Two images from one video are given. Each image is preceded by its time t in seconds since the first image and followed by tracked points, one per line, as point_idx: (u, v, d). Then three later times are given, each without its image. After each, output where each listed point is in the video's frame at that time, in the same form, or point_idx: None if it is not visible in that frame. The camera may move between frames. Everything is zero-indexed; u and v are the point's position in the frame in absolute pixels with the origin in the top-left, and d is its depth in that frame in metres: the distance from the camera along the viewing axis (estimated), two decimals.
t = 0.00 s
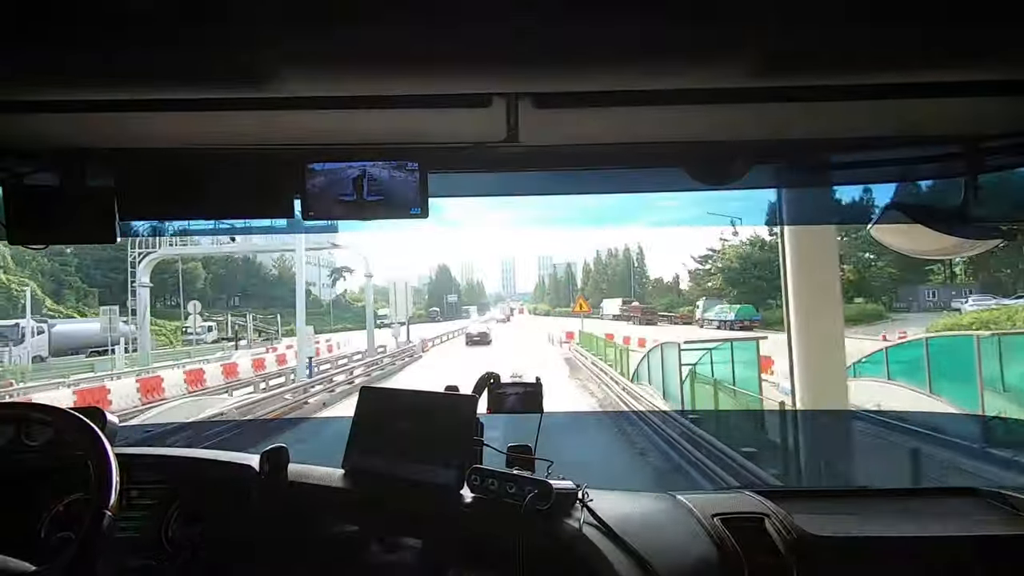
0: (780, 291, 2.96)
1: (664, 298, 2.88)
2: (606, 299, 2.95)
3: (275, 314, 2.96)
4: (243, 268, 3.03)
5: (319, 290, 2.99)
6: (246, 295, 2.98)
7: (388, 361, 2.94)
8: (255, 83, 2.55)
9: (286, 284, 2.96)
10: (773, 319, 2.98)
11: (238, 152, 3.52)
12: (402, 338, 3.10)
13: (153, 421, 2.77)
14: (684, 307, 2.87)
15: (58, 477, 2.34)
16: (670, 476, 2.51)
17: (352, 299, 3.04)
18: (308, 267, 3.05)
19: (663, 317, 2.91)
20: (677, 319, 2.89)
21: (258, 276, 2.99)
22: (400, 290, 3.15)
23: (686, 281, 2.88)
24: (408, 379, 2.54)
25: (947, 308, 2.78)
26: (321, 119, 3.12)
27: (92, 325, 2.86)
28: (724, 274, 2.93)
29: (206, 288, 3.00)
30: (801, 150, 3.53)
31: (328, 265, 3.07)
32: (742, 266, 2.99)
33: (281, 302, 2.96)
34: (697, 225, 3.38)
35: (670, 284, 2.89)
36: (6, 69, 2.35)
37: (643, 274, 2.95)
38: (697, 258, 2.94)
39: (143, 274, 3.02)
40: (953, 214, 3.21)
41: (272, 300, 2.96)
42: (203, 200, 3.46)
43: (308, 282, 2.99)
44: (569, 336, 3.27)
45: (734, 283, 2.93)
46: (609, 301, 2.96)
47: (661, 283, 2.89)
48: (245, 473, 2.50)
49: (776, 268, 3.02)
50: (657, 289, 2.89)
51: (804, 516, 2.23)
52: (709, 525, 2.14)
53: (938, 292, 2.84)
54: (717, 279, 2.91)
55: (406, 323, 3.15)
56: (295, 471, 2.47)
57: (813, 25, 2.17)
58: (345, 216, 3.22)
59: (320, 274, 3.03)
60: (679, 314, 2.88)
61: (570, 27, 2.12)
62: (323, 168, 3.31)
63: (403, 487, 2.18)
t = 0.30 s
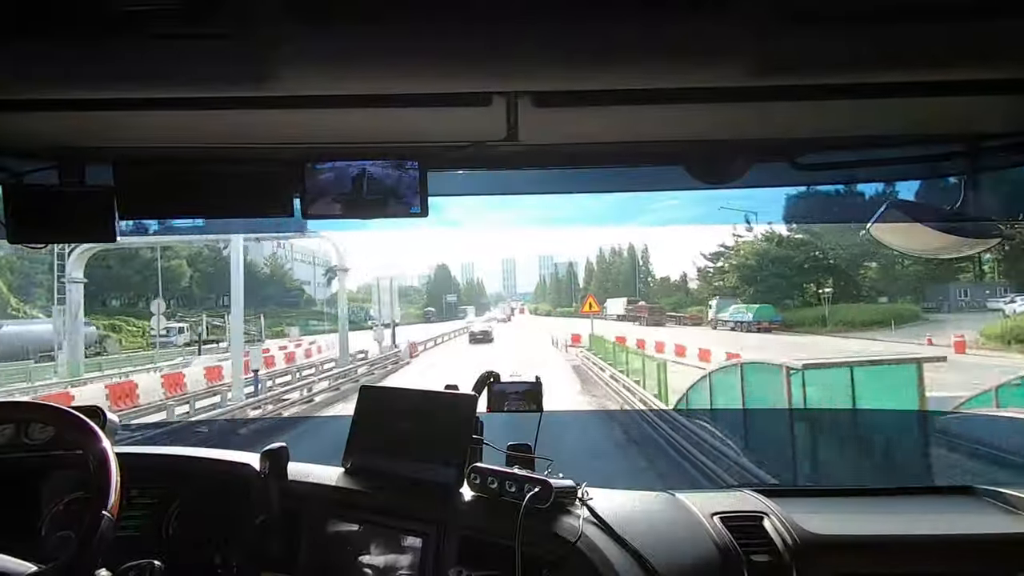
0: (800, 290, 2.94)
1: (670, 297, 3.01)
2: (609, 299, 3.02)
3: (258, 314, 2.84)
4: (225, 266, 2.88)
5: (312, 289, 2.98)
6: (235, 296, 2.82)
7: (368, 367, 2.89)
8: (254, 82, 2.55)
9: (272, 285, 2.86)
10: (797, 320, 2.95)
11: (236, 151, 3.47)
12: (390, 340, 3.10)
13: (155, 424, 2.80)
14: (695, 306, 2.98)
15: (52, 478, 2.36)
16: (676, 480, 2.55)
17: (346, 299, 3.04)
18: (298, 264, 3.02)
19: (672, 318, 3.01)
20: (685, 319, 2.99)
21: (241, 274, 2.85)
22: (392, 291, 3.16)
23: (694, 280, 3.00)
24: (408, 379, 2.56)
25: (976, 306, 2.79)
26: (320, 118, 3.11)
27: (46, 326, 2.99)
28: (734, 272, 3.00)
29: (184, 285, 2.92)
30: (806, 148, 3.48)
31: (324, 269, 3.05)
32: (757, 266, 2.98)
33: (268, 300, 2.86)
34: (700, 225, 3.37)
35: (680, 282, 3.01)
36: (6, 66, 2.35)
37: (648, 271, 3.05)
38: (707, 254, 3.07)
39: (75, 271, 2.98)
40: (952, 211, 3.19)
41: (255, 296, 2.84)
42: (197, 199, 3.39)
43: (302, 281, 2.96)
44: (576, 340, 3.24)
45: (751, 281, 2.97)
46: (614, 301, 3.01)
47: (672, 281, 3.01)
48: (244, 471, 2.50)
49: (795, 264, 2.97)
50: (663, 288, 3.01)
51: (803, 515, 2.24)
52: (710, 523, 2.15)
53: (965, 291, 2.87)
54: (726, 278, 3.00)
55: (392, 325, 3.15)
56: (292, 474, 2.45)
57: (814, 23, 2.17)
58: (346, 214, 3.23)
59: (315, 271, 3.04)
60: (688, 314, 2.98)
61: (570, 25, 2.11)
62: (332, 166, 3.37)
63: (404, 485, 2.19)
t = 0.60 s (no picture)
0: (819, 289, 2.99)
1: (679, 297, 3.03)
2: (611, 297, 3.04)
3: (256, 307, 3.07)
4: (222, 264, 3.19)
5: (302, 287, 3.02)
6: (238, 295, 3.09)
7: (331, 381, 3.02)
8: (253, 81, 2.55)
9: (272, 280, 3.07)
10: (817, 320, 2.96)
11: (237, 152, 3.45)
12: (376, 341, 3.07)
13: (163, 423, 2.91)
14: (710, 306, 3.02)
15: (49, 477, 2.37)
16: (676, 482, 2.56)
17: (336, 299, 3.05)
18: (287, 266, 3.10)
19: (681, 319, 3.03)
20: (695, 320, 3.02)
21: (240, 271, 3.15)
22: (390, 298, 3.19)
23: (702, 279, 3.02)
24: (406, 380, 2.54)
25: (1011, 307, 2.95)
26: (321, 120, 3.10)
27: None
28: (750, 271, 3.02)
29: (184, 288, 3.12)
30: (808, 149, 3.47)
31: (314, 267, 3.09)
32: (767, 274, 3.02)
33: (268, 291, 3.06)
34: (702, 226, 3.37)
35: (687, 281, 3.03)
36: (7, 64, 2.34)
37: (654, 270, 3.04)
38: (718, 252, 3.12)
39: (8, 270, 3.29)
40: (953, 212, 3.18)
41: (261, 287, 3.07)
42: (197, 201, 3.37)
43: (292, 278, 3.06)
44: (582, 344, 3.34)
45: (769, 280, 3.00)
46: (620, 300, 3.02)
47: (689, 278, 3.03)
48: (244, 471, 2.51)
49: (819, 262, 3.07)
50: (671, 288, 3.02)
51: (804, 517, 2.24)
52: (709, 525, 2.15)
53: (1002, 289, 2.98)
54: (738, 279, 3.02)
55: (374, 328, 3.09)
56: (291, 474, 2.44)
57: (816, 23, 2.16)
58: (346, 215, 3.22)
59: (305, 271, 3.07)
60: (699, 314, 3.03)
61: (571, 24, 2.11)
62: (334, 165, 3.34)
63: (404, 486, 2.19)
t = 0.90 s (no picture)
0: (843, 289, 3.10)
1: (686, 297, 3.22)
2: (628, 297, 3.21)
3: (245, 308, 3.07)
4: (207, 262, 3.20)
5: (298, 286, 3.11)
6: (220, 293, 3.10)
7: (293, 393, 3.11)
8: (252, 81, 2.54)
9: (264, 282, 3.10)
10: (845, 321, 3.08)
11: (235, 152, 3.44)
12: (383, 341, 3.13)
13: (161, 422, 2.95)
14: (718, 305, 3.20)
15: (63, 473, 2.37)
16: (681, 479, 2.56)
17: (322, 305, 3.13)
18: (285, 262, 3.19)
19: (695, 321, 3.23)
20: (707, 320, 3.20)
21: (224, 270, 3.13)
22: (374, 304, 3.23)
23: (711, 277, 3.22)
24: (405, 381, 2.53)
25: None
26: (321, 120, 3.10)
27: None
28: (769, 272, 3.23)
29: (167, 285, 3.15)
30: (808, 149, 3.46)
31: (316, 273, 3.16)
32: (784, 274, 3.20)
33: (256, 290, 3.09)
34: (703, 226, 3.43)
35: (696, 280, 3.22)
36: (6, 63, 2.34)
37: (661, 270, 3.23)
38: (733, 248, 3.35)
39: None
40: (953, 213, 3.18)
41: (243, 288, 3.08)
42: (195, 203, 3.37)
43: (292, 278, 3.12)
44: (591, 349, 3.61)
45: (790, 277, 3.19)
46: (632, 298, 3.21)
47: (700, 277, 3.22)
48: (244, 471, 2.51)
49: (844, 259, 3.17)
50: (678, 287, 3.23)
51: (804, 518, 2.23)
52: (709, 525, 2.15)
53: None
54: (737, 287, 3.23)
55: (348, 331, 3.17)
56: (291, 474, 2.44)
57: (816, 22, 2.15)
58: (346, 216, 3.21)
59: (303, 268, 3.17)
60: (711, 313, 3.20)
61: (570, 23, 2.10)
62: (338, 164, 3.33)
63: (403, 486, 2.19)
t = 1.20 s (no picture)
0: (877, 288, 3.07)
1: (696, 296, 3.20)
2: (620, 299, 3.37)
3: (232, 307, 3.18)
4: (193, 262, 3.24)
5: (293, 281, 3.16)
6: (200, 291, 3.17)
7: (239, 413, 2.97)
8: (251, 80, 2.53)
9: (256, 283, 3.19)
10: (879, 324, 3.04)
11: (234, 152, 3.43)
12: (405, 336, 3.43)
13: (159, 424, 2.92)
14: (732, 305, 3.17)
15: (64, 477, 2.34)
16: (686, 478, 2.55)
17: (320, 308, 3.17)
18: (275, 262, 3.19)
19: (704, 323, 3.28)
20: (720, 321, 3.19)
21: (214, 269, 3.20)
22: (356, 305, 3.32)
23: (719, 276, 3.16)
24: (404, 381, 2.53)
25: None
26: (319, 119, 3.09)
27: None
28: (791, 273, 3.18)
29: (150, 284, 3.21)
30: (808, 147, 3.44)
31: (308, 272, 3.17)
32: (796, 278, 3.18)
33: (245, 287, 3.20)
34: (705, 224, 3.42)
35: (705, 279, 3.17)
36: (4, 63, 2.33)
37: (668, 270, 3.25)
38: (747, 245, 3.27)
39: None
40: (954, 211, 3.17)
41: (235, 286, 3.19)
42: (193, 202, 3.36)
43: (278, 274, 3.17)
44: (601, 352, 3.85)
45: (813, 276, 3.17)
46: (626, 298, 3.33)
47: (709, 274, 3.16)
48: (244, 471, 2.50)
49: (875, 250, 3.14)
50: (689, 287, 3.20)
51: (806, 517, 2.23)
52: (711, 524, 2.14)
53: None
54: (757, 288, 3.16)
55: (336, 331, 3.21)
56: (291, 473, 2.43)
57: (818, 18, 2.14)
58: (346, 215, 3.21)
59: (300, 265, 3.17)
60: (722, 314, 3.18)
61: (570, 20, 2.09)
62: (340, 164, 3.32)
63: (403, 486, 2.19)
